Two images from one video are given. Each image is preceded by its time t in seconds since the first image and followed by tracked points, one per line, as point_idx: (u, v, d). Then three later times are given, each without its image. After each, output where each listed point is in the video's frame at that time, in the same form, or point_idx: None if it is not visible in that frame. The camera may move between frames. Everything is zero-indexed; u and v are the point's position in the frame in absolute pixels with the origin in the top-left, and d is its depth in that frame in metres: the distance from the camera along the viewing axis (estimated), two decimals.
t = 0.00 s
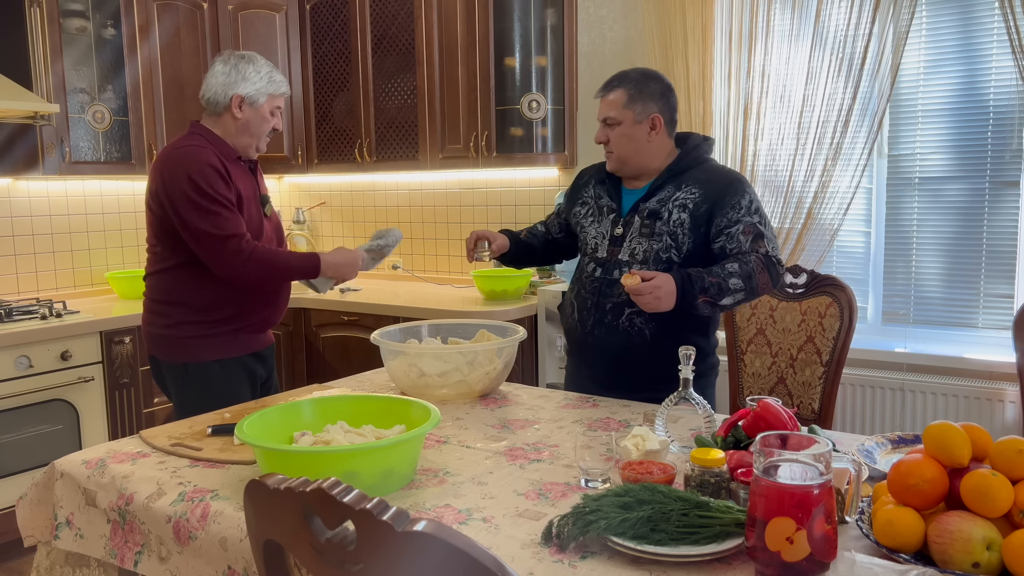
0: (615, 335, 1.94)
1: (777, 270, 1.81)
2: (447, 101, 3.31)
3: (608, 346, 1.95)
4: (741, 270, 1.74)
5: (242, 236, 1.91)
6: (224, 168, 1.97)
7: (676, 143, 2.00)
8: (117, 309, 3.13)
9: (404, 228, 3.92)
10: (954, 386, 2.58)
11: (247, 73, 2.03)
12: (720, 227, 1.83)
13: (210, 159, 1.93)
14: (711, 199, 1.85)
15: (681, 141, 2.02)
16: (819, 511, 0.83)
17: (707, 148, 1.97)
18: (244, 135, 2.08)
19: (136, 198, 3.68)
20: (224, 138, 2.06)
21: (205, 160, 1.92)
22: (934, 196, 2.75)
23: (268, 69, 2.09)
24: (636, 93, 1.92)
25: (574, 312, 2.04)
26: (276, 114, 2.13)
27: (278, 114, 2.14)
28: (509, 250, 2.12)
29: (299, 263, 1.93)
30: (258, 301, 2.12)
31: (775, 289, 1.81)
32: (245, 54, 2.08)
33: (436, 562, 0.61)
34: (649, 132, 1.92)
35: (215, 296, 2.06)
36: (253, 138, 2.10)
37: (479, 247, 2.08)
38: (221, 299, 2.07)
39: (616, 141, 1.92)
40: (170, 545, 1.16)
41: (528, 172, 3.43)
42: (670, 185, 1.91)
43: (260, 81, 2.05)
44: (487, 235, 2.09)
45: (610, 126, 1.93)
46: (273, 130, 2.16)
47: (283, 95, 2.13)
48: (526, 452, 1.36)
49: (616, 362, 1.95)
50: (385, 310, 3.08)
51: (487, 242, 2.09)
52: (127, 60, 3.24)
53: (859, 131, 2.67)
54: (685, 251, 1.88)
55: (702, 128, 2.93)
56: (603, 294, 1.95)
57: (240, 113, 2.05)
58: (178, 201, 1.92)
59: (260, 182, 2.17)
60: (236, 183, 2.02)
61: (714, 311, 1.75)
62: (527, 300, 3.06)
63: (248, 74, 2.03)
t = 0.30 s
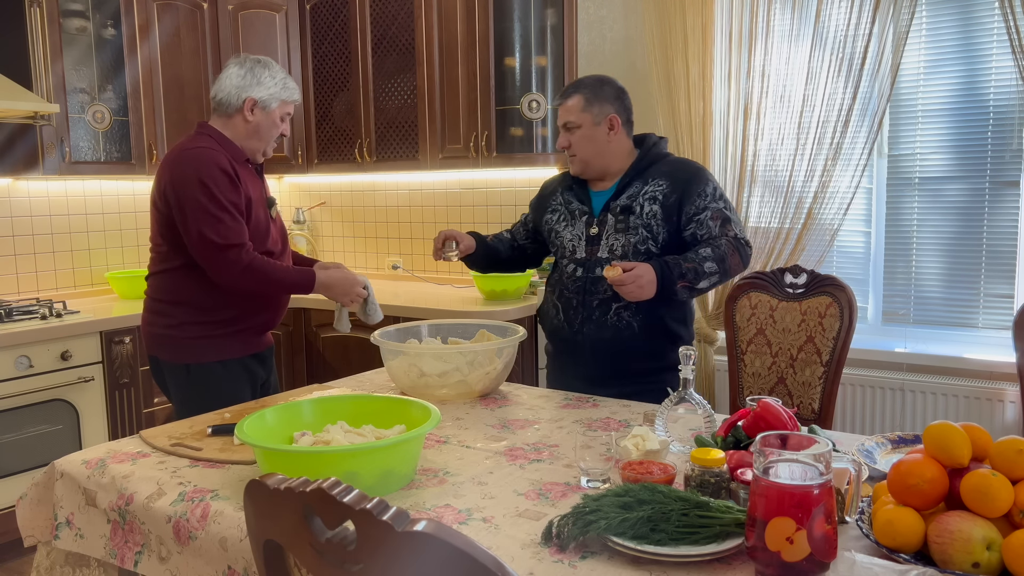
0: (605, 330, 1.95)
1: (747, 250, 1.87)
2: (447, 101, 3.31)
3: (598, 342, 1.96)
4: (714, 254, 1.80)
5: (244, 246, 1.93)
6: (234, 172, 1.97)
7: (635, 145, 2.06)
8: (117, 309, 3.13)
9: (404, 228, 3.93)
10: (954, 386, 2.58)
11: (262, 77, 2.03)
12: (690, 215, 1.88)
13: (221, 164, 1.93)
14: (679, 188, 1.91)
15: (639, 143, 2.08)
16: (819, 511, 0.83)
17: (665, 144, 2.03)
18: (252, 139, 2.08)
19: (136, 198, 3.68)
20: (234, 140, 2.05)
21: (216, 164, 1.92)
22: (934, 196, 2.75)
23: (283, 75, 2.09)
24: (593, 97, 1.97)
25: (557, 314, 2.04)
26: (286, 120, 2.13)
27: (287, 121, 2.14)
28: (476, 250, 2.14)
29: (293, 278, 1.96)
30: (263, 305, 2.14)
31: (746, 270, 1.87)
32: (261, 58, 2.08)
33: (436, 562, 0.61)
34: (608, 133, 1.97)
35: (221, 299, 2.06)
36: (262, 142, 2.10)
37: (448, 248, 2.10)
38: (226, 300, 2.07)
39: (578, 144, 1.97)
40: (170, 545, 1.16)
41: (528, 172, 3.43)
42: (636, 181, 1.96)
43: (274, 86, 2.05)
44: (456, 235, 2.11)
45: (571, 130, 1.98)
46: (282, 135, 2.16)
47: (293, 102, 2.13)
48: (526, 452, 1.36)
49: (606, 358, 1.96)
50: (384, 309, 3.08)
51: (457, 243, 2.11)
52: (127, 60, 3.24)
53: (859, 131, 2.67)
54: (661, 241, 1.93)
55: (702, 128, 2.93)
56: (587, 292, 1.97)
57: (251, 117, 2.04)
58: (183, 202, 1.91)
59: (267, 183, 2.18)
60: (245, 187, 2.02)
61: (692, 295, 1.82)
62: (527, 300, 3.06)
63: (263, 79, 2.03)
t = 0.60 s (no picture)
0: (596, 328, 1.95)
1: (729, 243, 1.85)
2: (446, 101, 3.31)
3: (590, 341, 1.96)
4: (695, 247, 1.80)
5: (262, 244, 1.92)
6: (253, 172, 1.97)
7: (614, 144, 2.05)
8: (116, 309, 3.13)
9: (404, 228, 3.93)
10: (954, 386, 2.58)
11: (284, 82, 2.05)
12: (670, 209, 1.88)
13: (240, 164, 1.93)
14: (658, 184, 1.91)
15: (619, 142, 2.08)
16: (819, 511, 0.83)
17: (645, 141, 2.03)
18: (272, 141, 2.09)
19: (136, 198, 3.68)
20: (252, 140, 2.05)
21: (236, 162, 1.92)
22: (934, 196, 2.75)
23: (303, 79, 2.11)
24: (570, 98, 1.97)
25: (548, 314, 2.04)
26: (304, 124, 2.14)
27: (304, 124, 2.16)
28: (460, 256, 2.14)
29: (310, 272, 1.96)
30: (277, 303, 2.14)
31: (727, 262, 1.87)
32: (280, 63, 2.09)
33: (437, 563, 0.61)
34: (587, 134, 1.96)
35: (235, 297, 2.07)
36: (281, 144, 2.12)
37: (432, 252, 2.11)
38: (239, 297, 2.07)
39: (558, 145, 1.97)
40: (170, 545, 1.16)
41: (528, 172, 3.43)
42: (618, 179, 1.96)
43: (296, 91, 2.06)
44: (439, 240, 2.12)
45: (550, 132, 1.98)
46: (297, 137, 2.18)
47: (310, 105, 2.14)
48: (526, 452, 1.36)
49: (599, 356, 1.96)
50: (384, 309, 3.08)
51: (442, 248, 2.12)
52: (127, 60, 3.24)
53: (859, 132, 2.67)
54: (644, 238, 1.93)
55: (702, 128, 2.93)
56: (576, 292, 1.97)
57: (273, 120, 2.06)
58: (201, 198, 1.91)
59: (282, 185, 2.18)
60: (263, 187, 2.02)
61: (676, 289, 1.81)
62: (527, 300, 3.06)
63: (286, 83, 2.05)
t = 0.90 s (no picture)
0: (587, 330, 1.95)
1: (718, 248, 1.85)
2: (446, 101, 3.31)
3: (581, 342, 1.96)
4: (682, 251, 1.80)
5: (307, 247, 1.98)
6: (302, 175, 2.02)
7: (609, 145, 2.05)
8: (117, 309, 3.13)
9: (404, 228, 3.93)
10: (954, 386, 2.58)
11: (331, 92, 2.11)
12: (660, 213, 1.88)
13: (291, 167, 1.98)
14: (649, 188, 1.91)
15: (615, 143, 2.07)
16: (819, 511, 0.83)
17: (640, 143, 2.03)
18: (317, 149, 2.14)
19: (137, 198, 3.68)
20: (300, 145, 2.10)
21: (287, 166, 1.98)
22: (934, 196, 2.75)
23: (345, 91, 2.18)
24: (563, 100, 1.96)
25: (541, 316, 2.05)
26: (346, 133, 2.21)
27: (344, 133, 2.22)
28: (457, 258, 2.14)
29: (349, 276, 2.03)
30: (312, 301, 2.18)
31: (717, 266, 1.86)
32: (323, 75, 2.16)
33: (437, 562, 0.61)
34: (581, 135, 1.96)
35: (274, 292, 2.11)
36: (326, 151, 2.17)
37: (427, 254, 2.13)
38: (278, 293, 2.12)
39: (552, 146, 1.98)
40: (170, 545, 1.16)
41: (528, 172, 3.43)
42: (611, 182, 1.96)
43: (342, 102, 2.13)
44: (436, 243, 2.13)
45: (545, 134, 1.99)
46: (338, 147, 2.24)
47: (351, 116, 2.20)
48: (526, 452, 1.36)
49: (591, 357, 1.96)
50: (385, 309, 3.08)
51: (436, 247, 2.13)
52: (127, 60, 3.24)
53: (859, 131, 2.67)
54: (635, 241, 1.93)
55: (702, 128, 2.93)
56: (568, 293, 1.97)
57: (321, 129, 2.11)
58: (251, 196, 1.95)
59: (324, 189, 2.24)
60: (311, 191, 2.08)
61: (663, 293, 1.82)
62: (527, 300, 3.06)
63: (332, 96, 2.11)
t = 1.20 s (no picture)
0: (582, 329, 1.95)
1: (716, 249, 1.85)
2: (447, 101, 3.31)
3: (576, 341, 1.96)
4: (679, 252, 1.79)
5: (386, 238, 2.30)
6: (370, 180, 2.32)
7: (607, 146, 2.06)
8: (117, 309, 3.13)
9: (404, 228, 3.93)
10: (954, 386, 2.58)
11: (391, 114, 2.35)
12: (658, 213, 1.88)
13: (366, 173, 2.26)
14: (648, 188, 1.91)
15: (613, 144, 2.08)
16: (819, 511, 0.83)
17: (638, 143, 2.03)
18: (375, 164, 2.40)
19: (137, 198, 3.68)
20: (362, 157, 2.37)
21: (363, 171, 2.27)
22: (934, 196, 2.75)
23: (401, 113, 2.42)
24: (561, 102, 1.96)
25: (537, 315, 2.05)
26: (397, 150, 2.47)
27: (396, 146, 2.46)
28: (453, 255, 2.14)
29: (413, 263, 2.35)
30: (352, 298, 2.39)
31: (715, 268, 1.86)
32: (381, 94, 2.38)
33: (437, 562, 0.61)
34: (581, 135, 1.97)
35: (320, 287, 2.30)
36: (382, 165, 2.43)
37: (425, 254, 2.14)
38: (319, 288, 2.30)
39: (553, 150, 1.97)
40: (170, 545, 1.16)
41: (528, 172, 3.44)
42: (609, 182, 1.96)
43: (399, 123, 2.38)
44: (433, 241, 2.14)
45: (544, 137, 1.98)
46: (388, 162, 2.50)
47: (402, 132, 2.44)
48: (526, 452, 1.36)
49: (586, 357, 1.96)
50: (385, 309, 3.08)
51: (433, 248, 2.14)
52: (127, 60, 3.23)
53: (859, 131, 2.67)
54: (633, 241, 1.93)
55: (702, 128, 2.93)
56: (564, 292, 1.97)
57: (380, 145, 2.36)
58: (334, 195, 2.21)
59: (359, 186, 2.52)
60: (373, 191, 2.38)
61: (659, 294, 1.82)
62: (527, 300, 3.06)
63: (387, 116, 2.34)
